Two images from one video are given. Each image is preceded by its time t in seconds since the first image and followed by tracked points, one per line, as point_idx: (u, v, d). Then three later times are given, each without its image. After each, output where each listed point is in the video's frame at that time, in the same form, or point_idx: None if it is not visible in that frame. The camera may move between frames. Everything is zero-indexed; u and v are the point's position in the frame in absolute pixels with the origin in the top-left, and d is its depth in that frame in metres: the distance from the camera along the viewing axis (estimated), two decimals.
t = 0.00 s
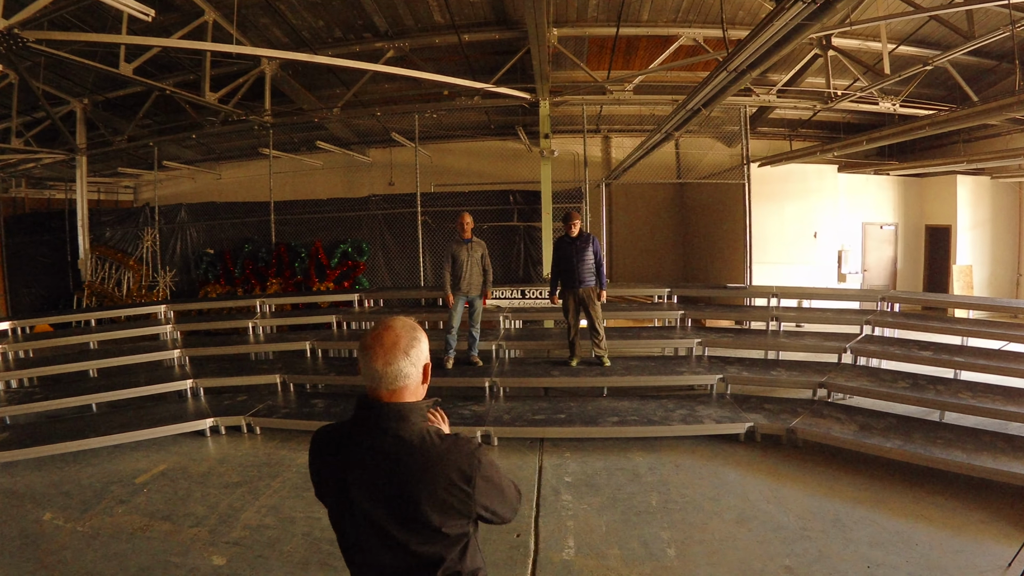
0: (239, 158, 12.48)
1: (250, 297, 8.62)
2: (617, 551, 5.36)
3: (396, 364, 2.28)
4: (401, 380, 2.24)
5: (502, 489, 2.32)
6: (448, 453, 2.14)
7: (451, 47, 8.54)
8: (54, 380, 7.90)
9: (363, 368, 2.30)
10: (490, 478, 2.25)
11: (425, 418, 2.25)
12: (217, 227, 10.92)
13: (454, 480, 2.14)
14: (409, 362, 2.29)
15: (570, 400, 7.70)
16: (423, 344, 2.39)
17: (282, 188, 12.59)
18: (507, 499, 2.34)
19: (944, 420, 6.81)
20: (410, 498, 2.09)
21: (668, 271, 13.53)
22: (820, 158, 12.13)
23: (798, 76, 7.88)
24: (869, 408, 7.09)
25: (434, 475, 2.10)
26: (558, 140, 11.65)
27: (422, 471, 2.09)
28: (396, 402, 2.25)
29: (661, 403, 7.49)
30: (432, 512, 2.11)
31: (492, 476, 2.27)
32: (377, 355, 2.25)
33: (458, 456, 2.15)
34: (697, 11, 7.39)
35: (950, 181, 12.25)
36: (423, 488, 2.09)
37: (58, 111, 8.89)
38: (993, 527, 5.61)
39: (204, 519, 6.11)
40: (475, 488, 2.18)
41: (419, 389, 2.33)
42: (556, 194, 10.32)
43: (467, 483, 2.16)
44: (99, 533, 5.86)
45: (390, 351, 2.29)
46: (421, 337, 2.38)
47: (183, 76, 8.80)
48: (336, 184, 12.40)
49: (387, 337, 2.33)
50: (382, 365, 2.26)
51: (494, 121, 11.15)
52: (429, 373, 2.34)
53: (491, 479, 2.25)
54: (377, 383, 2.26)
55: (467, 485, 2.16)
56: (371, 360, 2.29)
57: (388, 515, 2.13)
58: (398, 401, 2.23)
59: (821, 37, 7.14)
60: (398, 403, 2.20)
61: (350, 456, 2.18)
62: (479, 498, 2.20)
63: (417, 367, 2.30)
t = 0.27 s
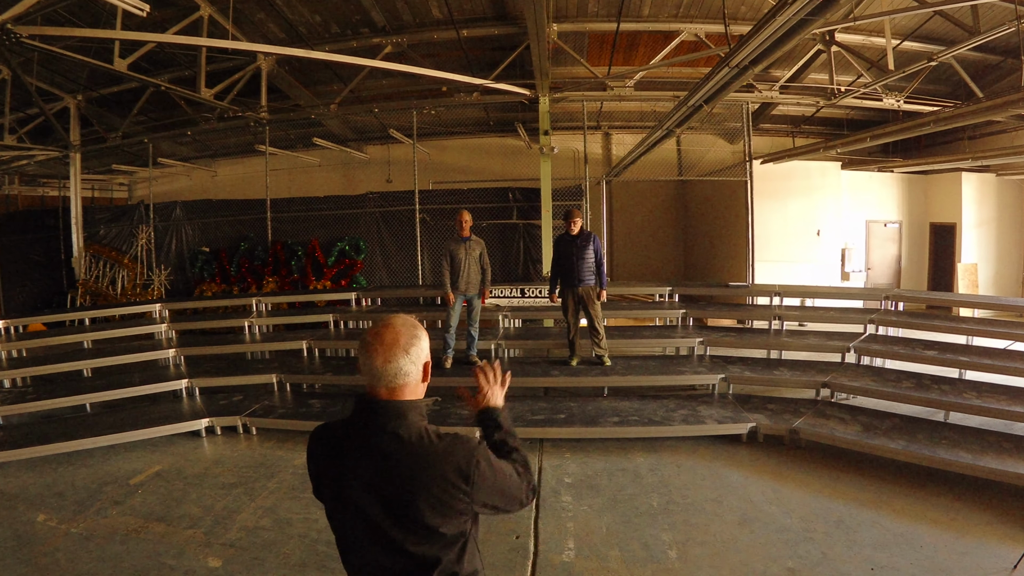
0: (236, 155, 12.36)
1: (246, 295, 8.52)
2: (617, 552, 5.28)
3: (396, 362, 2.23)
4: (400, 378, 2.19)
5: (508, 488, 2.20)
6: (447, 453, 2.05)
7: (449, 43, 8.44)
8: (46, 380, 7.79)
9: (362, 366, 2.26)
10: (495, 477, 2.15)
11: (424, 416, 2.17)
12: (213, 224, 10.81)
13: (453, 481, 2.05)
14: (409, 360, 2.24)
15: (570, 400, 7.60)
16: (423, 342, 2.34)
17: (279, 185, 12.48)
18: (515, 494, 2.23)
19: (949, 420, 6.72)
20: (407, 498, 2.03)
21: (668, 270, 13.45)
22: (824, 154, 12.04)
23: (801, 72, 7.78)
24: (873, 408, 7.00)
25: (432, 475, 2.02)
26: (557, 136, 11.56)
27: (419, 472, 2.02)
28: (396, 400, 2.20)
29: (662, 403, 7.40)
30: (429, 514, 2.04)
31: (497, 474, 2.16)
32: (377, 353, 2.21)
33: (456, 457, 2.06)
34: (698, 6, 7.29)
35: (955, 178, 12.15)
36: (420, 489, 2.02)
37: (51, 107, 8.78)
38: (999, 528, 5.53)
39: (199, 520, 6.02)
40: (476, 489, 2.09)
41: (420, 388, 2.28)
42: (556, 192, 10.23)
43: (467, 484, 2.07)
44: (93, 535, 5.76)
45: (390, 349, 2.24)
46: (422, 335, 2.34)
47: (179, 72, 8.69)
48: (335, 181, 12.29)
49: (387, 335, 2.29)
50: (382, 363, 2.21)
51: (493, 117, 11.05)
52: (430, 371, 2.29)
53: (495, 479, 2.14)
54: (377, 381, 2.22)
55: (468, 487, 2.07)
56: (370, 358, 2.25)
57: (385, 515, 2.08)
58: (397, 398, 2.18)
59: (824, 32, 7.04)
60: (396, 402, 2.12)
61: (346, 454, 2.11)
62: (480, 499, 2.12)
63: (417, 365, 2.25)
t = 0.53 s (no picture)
0: (233, 152, 12.25)
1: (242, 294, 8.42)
2: (619, 555, 5.19)
3: (391, 362, 2.20)
4: (396, 378, 2.16)
5: (506, 493, 2.18)
6: (444, 451, 2.05)
7: (448, 38, 8.33)
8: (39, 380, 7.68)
9: (357, 366, 2.23)
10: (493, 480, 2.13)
11: (422, 417, 2.14)
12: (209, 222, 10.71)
13: (449, 480, 2.03)
14: (405, 360, 2.21)
15: (570, 400, 7.51)
16: (418, 340, 2.31)
17: (276, 183, 12.37)
18: (513, 503, 2.20)
19: (954, 420, 6.64)
20: (404, 498, 2.00)
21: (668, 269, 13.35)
22: (827, 151, 11.94)
23: (804, 68, 7.68)
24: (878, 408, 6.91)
25: (429, 474, 2.01)
26: (557, 133, 11.46)
27: (416, 470, 2.00)
28: (392, 400, 2.17)
29: (663, 403, 7.31)
30: (426, 513, 2.00)
31: (494, 480, 2.15)
32: (372, 353, 2.18)
33: (453, 456, 2.05)
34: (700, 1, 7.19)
35: (960, 175, 12.06)
36: (417, 487, 2.00)
37: (44, 103, 8.66)
38: (1006, 530, 5.45)
39: (195, 521, 5.93)
40: (473, 490, 2.06)
41: (416, 387, 2.26)
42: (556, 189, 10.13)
43: (465, 484, 2.04)
44: (86, 536, 5.67)
45: (385, 348, 2.21)
46: (417, 334, 2.31)
47: (174, 68, 8.58)
48: (332, 179, 12.19)
49: (381, 334, 2.26)
50: (377, 363, 2.18)
51: (492, 114, 10.95)
52: (426, 370, 2.27)
53: (493, 482, 2.13)
54: (372, 381, 2.19)
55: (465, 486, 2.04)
56: (365, 357, 2.22)
57: (381, 515, 2.03)
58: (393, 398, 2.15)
59: (828, 27, 6.94)
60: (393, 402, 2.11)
61: (342, 454, 2.10)
62: (477, 501, 2.08)
63: (413, 364, 2.22)
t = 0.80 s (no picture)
0: (229, 149, 12.15)
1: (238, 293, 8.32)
2: (618, 556, 5.11)
3: (390, 360, 2.17)
4: (394, 376, 2.13)
5: (506, 491, 2.14)
6: (442, 450, 2.01)
7: (446, 34, 8.23)
8: (32, 379, 7.58)
9: (356, 365, 2.20)
10: (493, 477, 2.09)
11: (419, 415, 2.13)
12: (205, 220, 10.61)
13: (448, 480, 2.00)
14: (404, 358, 2.18)
15: (570, 400, 7.41)
16: (418, 339, 2.28)
17: (273, 180, 12.27)
18: (513, 498, 2.17)
19: (959, 421, 6.55)
20: (404, 499, 1.99)
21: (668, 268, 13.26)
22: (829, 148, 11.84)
23: (807, 63, 7.58)
24: (882, 408, 6.83)
25: (427, 474, 1.99)
26: (557, 130, 11.37)
27: (414, 470, 1.98)
28: (391, 399, 2.13)
29: (664, 403, 7.22)
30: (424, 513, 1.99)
31: (493, 476, 2.11)
32: (370, 351, 2.15)
33: (452, 456, 2.02)
34: None
35: (965, 172, 11.95)
36: (416, 487, 1.98)
37: (37, 100, 8.56)
38: (1012, 531, 5.37)
39: (190, 523, 5.84)
40: (472, 489, 2.04)
41: (416, 386, 2.22)
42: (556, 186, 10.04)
43: (463, 483, 2.02)
44: (79, 538, 5.58)
45: (383, 346, 2.19)
46: (416, 333, 2.28)
47: (169, 64, 8.48)
48: (330, 176, 12.09)
49: (380, 333, 2.23)
50: (376, 361, 2.15)
51: (491, 110, 10.85)
52: (425, 368, 2.23)
53: (493, 479, 2.09)
54: (371, 380, 2.15)
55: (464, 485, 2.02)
56: (363, 356, 2.19)
57: (381, 515, 2.03)
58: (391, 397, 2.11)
59: (831, 23, 6.84)
60: (391, 400, 2.08)
61: (342, 453, 2.09)
62: (477, 500, 2.06)
63: (412, 362, 2.19)
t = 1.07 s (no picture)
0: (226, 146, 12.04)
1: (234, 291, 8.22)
2: (619, 558, 5.02)
3: (384, 360, 2.15)
4: (389, 376, 2.11)
5: (504, 490, 2.17)
6: (441, 448, 2.03)
7: (445, 29, 8.12)
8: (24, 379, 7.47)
9: (350, 364, 2.18)
10: (491, 476, 2.12)
11: (416, 414, 2.11)
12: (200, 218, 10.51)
13: (448, 479, 2.01)
14: (397, 358, 2.15)
15: (569, 400, 7.33)
16: (412, 337, 2.26)
17: (270, 177, 12.16)
18: (510, 498, 2.20)
19: (964, 421, 6.48)
20: (403, 498, 1.98)
21: (667, 266, 13.18)
22: (832, 145, 11.74)
23: (810, 59, 7.48)
24: (885, 408, 6.74)
25: (427, 473, 2.00)
26: (557, 126, 11.28)
27: (414, 469, 1.98)
28: (386, 399, 2.12)
29: (665, 403, 7.12)
30: (422, 513, 1.99)
31: (493, 477, 2.14)
32: (364, 350, 2.12)
33: (451, 453, 2.04)
34: None
35: (970, 169, 11.85)
36: (416, 487, 1.98)
37: (30, 96, 8.45)
38: (1019, 533, 5.29)
39: (185, 524, 5.75)
40: (471, 487, 2.04)
41: (410, 385, 2.21)
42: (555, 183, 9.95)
43: (462, 482, 2.03)
44: (72, 541, 5.49)
45: (377, 345, 2.16)
46: (410, 331, 2.25)
47: (164, 59, 8.36)
48: (328, 173, 11.98)
49: (374, 331, 2.20)
50: (370, 361, 2.13)
51: (490, 106, 10.76)
52: (420, 368, 2.21)
53: (491, 478, 2.12)
54: (366, 380, 2.13)
55: (463, 484, 2.03)
56: (357, 355, 2.16)
57: (378, 518, 2.01)
58: (387, 397, 2.10)
59: (835, 17, 6.74)
60: (389, 400, 2.08)
61: (339, 454, 2.07)
62: (477, 498, 2.07)
63: (407, 362, 2.17)
